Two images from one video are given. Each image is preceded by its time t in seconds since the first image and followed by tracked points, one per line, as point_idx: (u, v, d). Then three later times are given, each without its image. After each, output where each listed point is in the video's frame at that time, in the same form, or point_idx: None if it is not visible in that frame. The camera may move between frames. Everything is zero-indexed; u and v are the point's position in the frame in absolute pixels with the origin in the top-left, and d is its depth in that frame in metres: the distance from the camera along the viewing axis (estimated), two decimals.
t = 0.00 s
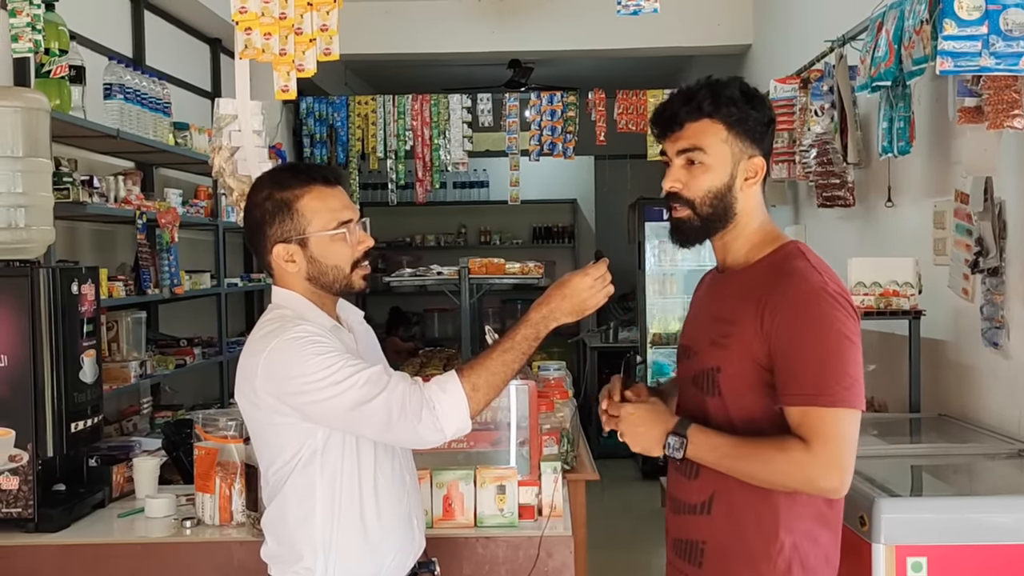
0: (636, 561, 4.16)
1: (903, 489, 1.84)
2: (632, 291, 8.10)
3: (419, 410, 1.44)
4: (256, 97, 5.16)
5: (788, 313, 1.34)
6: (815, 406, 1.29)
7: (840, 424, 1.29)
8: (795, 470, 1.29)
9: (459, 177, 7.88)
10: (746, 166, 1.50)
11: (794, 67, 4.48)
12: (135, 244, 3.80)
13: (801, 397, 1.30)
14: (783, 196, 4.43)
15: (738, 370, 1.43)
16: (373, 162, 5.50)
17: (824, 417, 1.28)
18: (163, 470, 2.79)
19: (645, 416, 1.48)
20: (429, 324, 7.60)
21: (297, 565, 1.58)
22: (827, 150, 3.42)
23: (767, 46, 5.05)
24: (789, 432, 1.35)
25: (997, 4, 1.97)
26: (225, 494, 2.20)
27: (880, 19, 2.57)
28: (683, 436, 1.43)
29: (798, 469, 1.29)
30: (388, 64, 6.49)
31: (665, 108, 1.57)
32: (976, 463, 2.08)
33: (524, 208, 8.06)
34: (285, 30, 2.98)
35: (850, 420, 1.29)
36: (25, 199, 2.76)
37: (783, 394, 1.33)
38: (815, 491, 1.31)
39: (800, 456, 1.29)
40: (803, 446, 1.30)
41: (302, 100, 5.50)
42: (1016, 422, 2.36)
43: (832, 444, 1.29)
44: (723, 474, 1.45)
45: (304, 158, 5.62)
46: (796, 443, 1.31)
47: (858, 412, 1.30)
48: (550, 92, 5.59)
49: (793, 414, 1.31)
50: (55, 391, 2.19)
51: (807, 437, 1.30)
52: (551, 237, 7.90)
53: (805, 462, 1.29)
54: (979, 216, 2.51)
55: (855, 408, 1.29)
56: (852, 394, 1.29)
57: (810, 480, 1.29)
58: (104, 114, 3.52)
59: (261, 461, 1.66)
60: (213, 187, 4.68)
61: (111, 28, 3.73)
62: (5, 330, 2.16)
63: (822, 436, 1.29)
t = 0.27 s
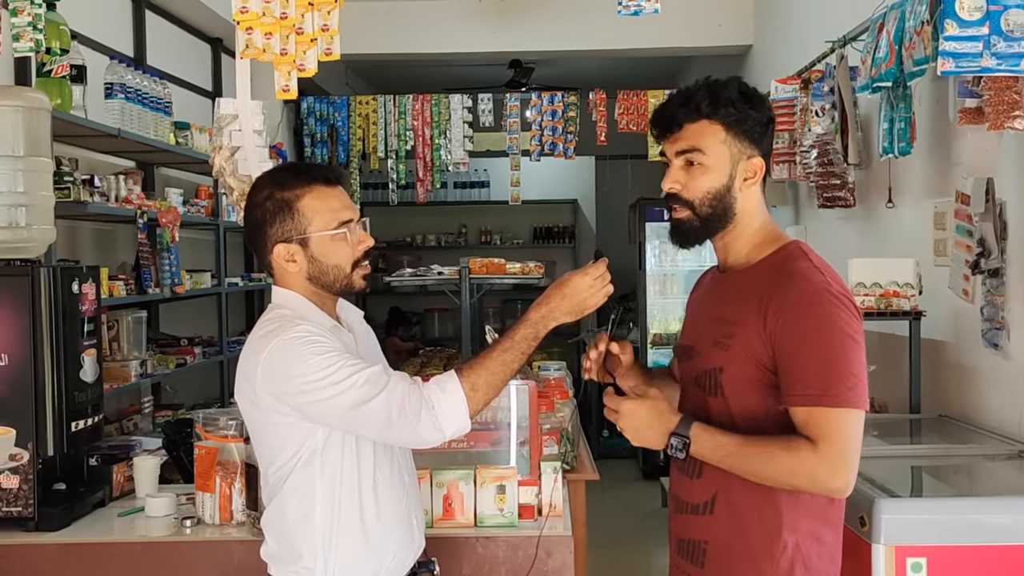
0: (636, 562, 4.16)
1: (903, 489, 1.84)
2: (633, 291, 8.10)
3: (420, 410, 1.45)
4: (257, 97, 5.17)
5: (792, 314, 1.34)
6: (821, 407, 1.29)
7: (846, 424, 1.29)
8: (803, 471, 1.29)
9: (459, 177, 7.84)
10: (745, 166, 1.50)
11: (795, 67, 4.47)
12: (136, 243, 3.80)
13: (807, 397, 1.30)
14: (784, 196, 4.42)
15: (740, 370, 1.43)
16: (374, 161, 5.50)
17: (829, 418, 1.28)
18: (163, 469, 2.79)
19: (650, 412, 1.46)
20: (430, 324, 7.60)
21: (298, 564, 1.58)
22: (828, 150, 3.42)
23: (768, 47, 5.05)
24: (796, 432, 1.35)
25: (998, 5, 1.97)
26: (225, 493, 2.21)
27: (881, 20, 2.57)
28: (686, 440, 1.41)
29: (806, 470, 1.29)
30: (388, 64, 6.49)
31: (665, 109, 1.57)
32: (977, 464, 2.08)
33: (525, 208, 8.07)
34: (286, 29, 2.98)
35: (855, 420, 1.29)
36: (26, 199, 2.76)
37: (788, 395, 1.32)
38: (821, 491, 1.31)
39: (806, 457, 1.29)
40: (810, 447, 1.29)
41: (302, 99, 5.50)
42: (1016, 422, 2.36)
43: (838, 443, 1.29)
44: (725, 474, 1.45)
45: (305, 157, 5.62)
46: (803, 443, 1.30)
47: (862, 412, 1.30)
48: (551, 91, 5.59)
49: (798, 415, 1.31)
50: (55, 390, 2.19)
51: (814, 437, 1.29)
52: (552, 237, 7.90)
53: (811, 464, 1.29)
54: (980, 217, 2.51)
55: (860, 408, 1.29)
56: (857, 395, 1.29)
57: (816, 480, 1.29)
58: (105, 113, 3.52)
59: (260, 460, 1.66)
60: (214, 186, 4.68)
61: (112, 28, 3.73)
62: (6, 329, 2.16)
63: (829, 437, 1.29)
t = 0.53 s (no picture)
0: (634, 560, 4.16)
1: (902, 489, 1.84)
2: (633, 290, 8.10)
3: (419, 407, 1.44)
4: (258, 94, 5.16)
5: (795, 313, 1.34)
6: (827, 406, 1.28)
7: (853, 422, 1.28)
8: (810, 467, 1.28)
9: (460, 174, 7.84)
10: (737, 168, 1.50)
11: (797, 67, 4.47)
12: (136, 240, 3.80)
13: (811, 396, 1.29)
14: (784, 196, 4.42)
15: (743, 370, 1.43)
16: (375, 159, 5.49)
17: (834, 416, 1.28)
18: (162, 466, 2.79)
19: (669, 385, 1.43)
20: (429, 322, 7.72)
21: (297, 561, 1.58)
22: (828, 149, 3.42)
23: (770, 46, 5.05)
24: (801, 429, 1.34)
25: (1000, 5, 1.96)
26: (224, 490, 2.21)
27: (882, 20, 2.57)
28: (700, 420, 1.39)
29: (813, 469, 1.28)
30: (389, 61, 6.49)
31: (654, 113, 1.57)
32: (976, 464, 2.08)
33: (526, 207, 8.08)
34: (287, 25, 2.96)
35: (862, 419, 1.28)
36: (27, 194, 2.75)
37: (793, 394, 1.32)
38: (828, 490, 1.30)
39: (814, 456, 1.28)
40: (821, 444, 1.28)
41: (303, 97, 5.50)
42: (1016, 422, 2.36)
43: (847, 441, 1.28)
44: (726, 474, 1.45)
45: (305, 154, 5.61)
46: (813, 440, 1.29)
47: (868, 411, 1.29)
48: (552, 90, 5.59)
49: (803, 414, 1.31)
50: (55, 386, 2.20)
51: (824, 433, 1.28)
52: (552, 235, 7.91)
53: (820, 462, 1.28)
54: (981, 217, 2.51)
55: (865, 408, 1.29)
56: (862, 393, 1.28)
57: (823, 479, 1.28)
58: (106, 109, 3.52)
59: (259, 457, 1.66)
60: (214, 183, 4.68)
61: (113, 24, 3.72)
62: (5, 324, 2.16)
63: (837, 434, 1.28)
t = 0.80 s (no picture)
0: (631, 555, 4.17)
1: (899, 485, 1.84)
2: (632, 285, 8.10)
3: (418, 399, 1.45)
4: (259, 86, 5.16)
5: (795, 308, 1.34)
6: (828, 400, 1.28)
7: (851, 416, 1.29)
8: (811, 464, 1.29)
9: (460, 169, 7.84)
10: (731, 162, 1.50)
11: (798, 63, 4.47)
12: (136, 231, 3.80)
13: (812, 390, 1.29)
14: (784, 192, 4.42)
15: (741, 366, 1.42)
16: (375, 152, 5.49)
17: (833, 410, 1.29)
18: (161, 457, 2.79)
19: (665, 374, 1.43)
20: (429, 316, 7.70)
21: (295, 554, 1.59)
22: (829, 146, 3.41)
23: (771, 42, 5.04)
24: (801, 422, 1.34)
25: (1002, 2, 1.96)
26: (223, 481, 2.22)
27: (884, 16, 2.56)
28: (696, 410, 1.38)
29: (813, 464, 1.29)
30: (390, 54, 6.47)
31: (650, 106, 1.58)
32: (973, 462, 2.08)
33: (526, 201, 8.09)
34: (288, 18, 2.96)
35: (858, 412, 1.30)
36: (26, 184, 2.74)
37: (793, 387, 1.32)
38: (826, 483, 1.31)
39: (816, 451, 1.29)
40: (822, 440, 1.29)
41: (304, 89, 5.49)
42: (1013, 420, 2.37)
43: (845, 435, 1.29)
44: (723, 471, 1.45)
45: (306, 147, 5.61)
46: (813, 435, 1.30)
47: (865, 405, 1.31)
48: (553, 84, 5.58)
49: (802, 407, 1.31)
50: (54, 376, 2.20)
51: (823, 429, 1.29)
52: (552, 230, 7.91)
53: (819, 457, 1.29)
54: (980, 215, 2.52)
55: (862, 402, 1.30)
56: (859, 388, 1.29)
57: (822, 473, 1.30)
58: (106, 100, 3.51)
59: (257, 449, 1.66)
60: (214, 175, 4.68)
61: (114, 15, 3.72)
62: (4, 315, 2.16)
63: (837, 429, 1.29)
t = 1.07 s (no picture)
0: (629, 552, 4.17)
1: (898, 484, 1.85)
2: (632, 282, 8.10)
3: (416, 396, 1.45)
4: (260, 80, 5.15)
5: (789, 305, 1.34)
6: (810, 398, 1.29)
7: (826, 416, 1.30)
8: (777, 466, 1.29)
9: (461, 164, 7.85)
10: (734, 157, 1.50)
11: (800, 60, 4.46)
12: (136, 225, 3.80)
13: (798, 387, 1.30)
14: (785, 189, 4.42)
15: (735, 363, 1.42)
16: (376, 147, 5.49)
17: (814, 407, 1.29)
18: (160, 451, 2.80)
19: (612, 459, 1.43)
20: (429, 312, 7.76)
21: (294, 548, 1.59)
22: (830, 144, 3.41)
23: (773, 39, 5.04)
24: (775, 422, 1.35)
25: (1004, 1, 1.96)
26: (222, 476, 2.22)
27: (886, 14, 2.56)
28: (656, 460, 1.39)
29: (782, 466, 1.29)
30: (391, 49, 6.47)
31: (658, 96, 1.58)
32: (972, 460, 2.09)
33: (526, 197, 8.09)
34: (290, 13, 2.93)
35: (836, 412, 1.30)
36: (27, 177, 2.75)
37: (777, 384, 1.33)
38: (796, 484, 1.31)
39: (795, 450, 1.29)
40: (787, 440, 1.30)
41: (305, 84, 5.48)
42: (1012, 419, 2.37)
43: (816, 435, 1.30)
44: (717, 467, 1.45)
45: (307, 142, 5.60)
46: (772, 441, 1.31)
47: (845, 405, 1.31)
48: (554, 80, 5.58)
49: (782, 405, 1.32)
50: (54, 369, 2.20)
51: (794, 430, 1.30)
52: (552, 227, 7.92)
53: (787, 457, 1.29)
54: (980, 213, 2.52)
55: (845, 402, 1.30)
56: (845, 387, 1.30)
57: (793, 473, 1.29)
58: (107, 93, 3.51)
59: (255, 443, 1.66)
60: (215, 169, 4.68)
61: (115, 8, 3.71)
62: (5, 308, 2.17)
63: (811, 429, 1.29)
